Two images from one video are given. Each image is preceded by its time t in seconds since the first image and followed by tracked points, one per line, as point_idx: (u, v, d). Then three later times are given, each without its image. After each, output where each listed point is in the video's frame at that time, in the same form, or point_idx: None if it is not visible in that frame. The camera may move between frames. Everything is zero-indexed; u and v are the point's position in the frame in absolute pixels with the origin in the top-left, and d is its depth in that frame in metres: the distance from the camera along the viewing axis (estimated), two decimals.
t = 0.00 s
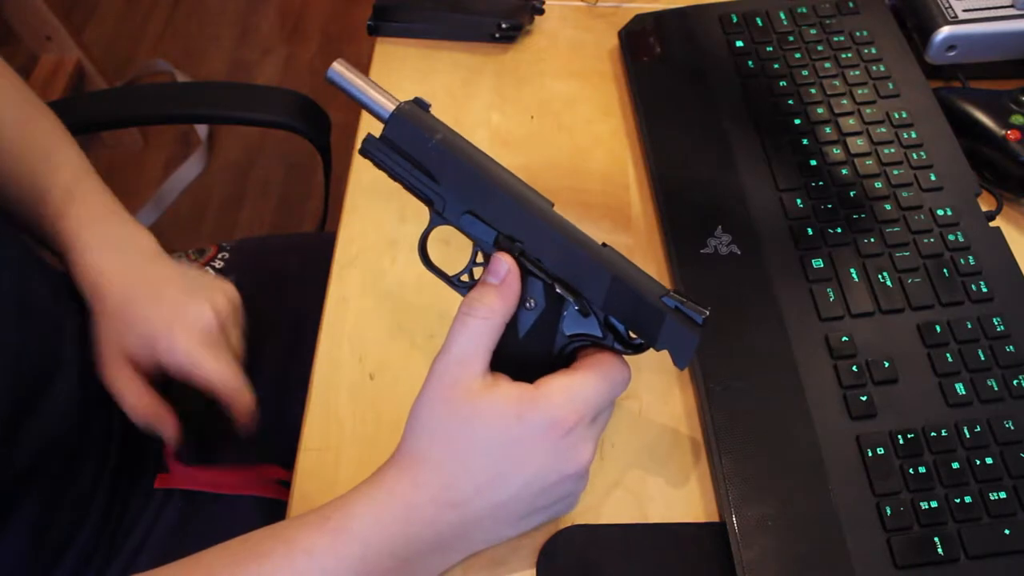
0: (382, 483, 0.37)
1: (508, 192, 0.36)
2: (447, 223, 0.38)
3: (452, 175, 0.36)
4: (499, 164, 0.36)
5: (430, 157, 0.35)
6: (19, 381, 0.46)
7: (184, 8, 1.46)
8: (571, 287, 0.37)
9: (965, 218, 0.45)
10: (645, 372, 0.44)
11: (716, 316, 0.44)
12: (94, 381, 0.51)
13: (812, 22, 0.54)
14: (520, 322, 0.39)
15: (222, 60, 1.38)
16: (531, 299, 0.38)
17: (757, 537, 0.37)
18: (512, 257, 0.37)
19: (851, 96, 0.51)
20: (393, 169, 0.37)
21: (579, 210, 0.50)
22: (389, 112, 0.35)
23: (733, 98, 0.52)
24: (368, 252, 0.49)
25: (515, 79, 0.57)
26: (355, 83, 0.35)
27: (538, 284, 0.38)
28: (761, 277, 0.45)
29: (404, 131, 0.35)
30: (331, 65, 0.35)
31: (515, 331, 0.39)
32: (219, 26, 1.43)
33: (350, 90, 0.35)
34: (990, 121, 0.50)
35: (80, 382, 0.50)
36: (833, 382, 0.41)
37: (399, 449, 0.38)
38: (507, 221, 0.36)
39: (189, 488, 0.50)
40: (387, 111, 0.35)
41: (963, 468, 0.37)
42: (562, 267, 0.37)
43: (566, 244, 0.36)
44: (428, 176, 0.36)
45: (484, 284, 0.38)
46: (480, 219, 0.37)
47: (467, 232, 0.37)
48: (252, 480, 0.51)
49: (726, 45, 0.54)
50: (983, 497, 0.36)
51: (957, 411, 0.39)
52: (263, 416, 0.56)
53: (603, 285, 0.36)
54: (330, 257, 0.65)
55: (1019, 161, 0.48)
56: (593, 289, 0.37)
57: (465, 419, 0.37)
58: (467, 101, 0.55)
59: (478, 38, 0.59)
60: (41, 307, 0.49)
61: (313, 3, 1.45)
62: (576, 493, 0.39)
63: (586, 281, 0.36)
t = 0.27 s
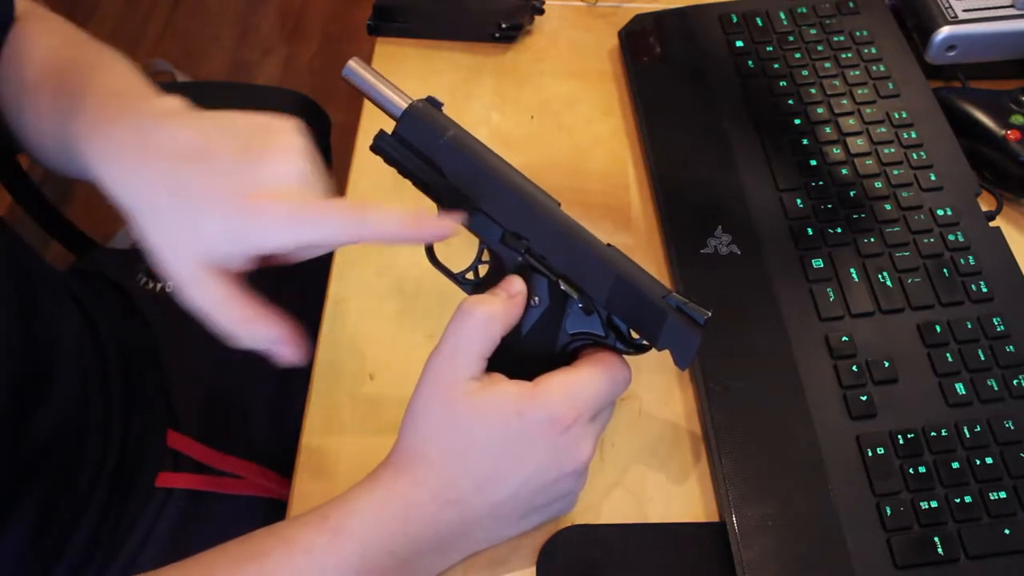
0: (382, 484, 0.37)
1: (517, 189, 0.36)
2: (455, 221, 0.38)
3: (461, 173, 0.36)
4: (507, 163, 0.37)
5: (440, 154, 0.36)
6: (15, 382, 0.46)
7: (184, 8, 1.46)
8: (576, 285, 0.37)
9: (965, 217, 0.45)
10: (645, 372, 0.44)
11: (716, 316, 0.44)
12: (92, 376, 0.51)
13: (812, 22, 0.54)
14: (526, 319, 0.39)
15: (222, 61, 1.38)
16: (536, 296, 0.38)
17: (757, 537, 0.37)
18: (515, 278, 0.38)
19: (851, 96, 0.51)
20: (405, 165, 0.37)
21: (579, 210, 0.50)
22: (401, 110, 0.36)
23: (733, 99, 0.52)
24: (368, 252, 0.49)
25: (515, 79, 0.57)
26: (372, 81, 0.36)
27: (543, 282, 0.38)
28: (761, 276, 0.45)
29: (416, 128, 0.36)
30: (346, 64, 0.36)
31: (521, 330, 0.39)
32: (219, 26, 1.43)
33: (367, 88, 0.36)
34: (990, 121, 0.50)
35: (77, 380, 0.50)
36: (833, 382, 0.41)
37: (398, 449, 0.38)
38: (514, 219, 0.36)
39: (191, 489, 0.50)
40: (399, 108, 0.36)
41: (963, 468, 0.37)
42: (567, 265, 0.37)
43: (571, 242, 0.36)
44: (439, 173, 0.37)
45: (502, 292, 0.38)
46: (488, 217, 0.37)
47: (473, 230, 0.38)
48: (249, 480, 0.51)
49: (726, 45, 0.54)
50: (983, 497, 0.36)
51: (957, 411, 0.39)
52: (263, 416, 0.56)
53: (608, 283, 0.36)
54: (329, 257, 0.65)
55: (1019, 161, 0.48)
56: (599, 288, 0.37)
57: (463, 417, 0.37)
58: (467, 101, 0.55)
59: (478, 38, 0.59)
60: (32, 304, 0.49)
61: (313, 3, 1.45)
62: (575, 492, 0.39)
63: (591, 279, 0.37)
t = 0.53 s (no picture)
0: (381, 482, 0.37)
1: (511, 189, 0.36)
2: (451, 221, 0.38)
3: (455, 173, 0.36)
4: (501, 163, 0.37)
5: (434, 156, 0.36)
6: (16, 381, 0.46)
7: (184, 8, 1.46)
8: (572, 283, 0.37)
9: (965, 217, 0.45)
10: (645, 372, 0.44)
11: (716, 316, 0.44)
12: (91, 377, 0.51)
13: (812, 22, 0.54)
14: (523, 318, 0.39)
15: (222, 61, 1.38)
16: (532, 296, 0.38)
17: (757, 537, 0.37)
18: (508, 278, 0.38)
19: (850, 95, 0.51)
20: (400, 168, 0.37)
21: (579, 210, 0.50)
22: (395, 112, 0.37)
23: (734, 99, 0.52)
24: (368, 252, 0.49)
25: (515, 79, 0.57)
26: (364, 84, 0.37)
27: (539, 281, 0.38)
28: (761, 276, 0.45)
29: (410, 130, 0.36)
30: (340, 67, 0.37)
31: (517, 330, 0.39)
32: (219, 26, 1.43)
33: (360, 91, 0.37)
34: (990, 121, 0.50)
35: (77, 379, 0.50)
36: (833, 381, 0.41)
37: (396, 448, 0.38)
38: (509, 217, 0.37)
39: (190, 491, 0.50)
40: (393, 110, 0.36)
41: (964, 468, 0.37)
42: (562, 263, 0.37)
43: (566, 239, 0.36)
44: (433, 174, 0.37)
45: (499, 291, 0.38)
46: (483, 216, 0.37)
47: (469, 229, 0.38)
48: (251, 484, 0.51)
49: (726, 45, 0.54)
50: (983, 497, 0.36)
51: (957, 411, 0.39)
52: (263, 417, 0.56)
53: (603, 280, 0.36)
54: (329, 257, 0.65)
55: (1019, 161, 0.48)
56: (594, 285, 0.37)
57: (462, 417, 0.37)
58: (467, 101, 0.55)
59: (478, 38, 0.59)
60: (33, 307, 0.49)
61: (313, 3, 1.45)
62: (575, 491, 0.39)
63: (586, 276, 0.37)
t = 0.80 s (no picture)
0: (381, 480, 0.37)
1: (525, 192, 0.37)
2: (464, 222, 0.38)
3: (471, 175, 0.37)
4: (516, 166, 0.38)
5: (451, 156, 0.37)
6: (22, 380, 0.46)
7: (184, 8, 1.46)
8: (583, 288, 0.38)
9: (965, 217, 0.45)
10: (645, 372, 0.44)
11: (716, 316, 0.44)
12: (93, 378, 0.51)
13: (812, 22, 0.54)
14: (531, 322, 0.39)
15: (222, 60, 1.38)
16: (542, 300, 0.39)
17: (757, 537, 0.37)
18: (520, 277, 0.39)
19: (851, 96, 0.51)
20: (418, 168, 0.38)
21: (579, 209, 0.50)
22: (413, 111, 0.37)
23: (733, 99, 0.52)
24: (368, 252, 0.49)
25: (515, 79, 0.57)
26: (384, 81, 0.37)
27: (550, 284, 0.38)
28: (761, 276, 0.45)
29: (429, 130, 0.36)
30: (360, 63, 0.37)
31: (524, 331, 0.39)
32: (219, 26, 1.43)
33: (380, 88, 0.37)
34: (990, 121, 0.50)
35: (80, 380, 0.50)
36: (832, 381, 0.41)
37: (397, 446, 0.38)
38: (522, 221, 0.37)
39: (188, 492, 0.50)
40: (410, 108, 0.37)
41: (963, 468, 0.37)
42: (573, 268, 0.37)
43: (579, 245, 0.37)
44: (449, 175, 0.37)
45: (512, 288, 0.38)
46: (496, 219, 0.38)
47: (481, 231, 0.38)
48: (252, 483, 0.51)
49: (726, 45, 0.54)
50: (983, 497, 0.36)
51: (957, 410, 0.39)
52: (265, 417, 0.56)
53: (616, 287, 0.37)
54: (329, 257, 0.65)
55: (1019, 161, 0.48)
56: (605, 291, 0.37)
57: (470, 417, 0.36)
58: (467, 101, 0.55)
59: (478, 38, 0.59)
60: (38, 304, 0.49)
61: (313, 3, 1.45)
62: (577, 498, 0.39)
63: (598, 282, 0.37)
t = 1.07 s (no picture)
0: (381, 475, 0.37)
1: (524, 193, 0.36)
2: (464, 223, 0.38)
3: (471, 176, 0.36)
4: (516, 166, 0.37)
5: (450, 156, 0.36)
6: (23, 381, 0.46)
7: (184, 7, 1.46)
8: (584, 289, 0.37)
9: (965, 217, 0.45)
10: (645, 372, 0.44)
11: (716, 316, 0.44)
12: (95, 378, 0.51)
13: (812, 22, 0.54)
14: (534, 324, 0.39)
15: (222, 60, 1.38)
16: (544, 303, 0.38)
17: (757, 537, 0.37)
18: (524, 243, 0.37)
19: (851, 96, 0.51)
20: (416, 169, 0.38)
21: (579, 209, 0.50)
22: (411, 110, 0.36)
23: (733, 99, 0.52)
24: (368, 252, 0.49)
25: (515, 79, 0.57)
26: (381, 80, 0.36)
27: (552, 287, 0.38)
28: (761, 276, 0.45)
29: (425, 131, 0.36)
30: (356, 62, 0.36)
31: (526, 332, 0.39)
32: (219, 26, 1.43)
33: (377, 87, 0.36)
34: (990, 121, 0.50)
35: (82, 380, 0.50)
36: (833, 381, 0.41)
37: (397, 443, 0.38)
38: (522, 222, 0.37)
39: (191, 488, 0.51)
40: (409, 108, 0.36)
41: (963, 468, 0.37)
42: (575, 269, 0.37)
43: (582, 247, 0.36)
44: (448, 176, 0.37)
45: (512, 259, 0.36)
46: (496, 220, 0.37)
47: (483, 232, 0.38)
48: (253, 482, 0.53)
49: (726, 45, 0.54)
50: (983, 497, 0.36)
51: (957, 410, 0.39)
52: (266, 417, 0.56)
53: (618, 289, 0.36)
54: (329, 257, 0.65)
55: (1019, 161, 0.48)
56: (608, 293, 0.37)
57: (478, 408, 0.37)
58: (467, 101, 0.55)
59: (478, 38, 0.59)
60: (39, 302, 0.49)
61: (313, 3, 1.45)
62: (577, 501, 0.38)
63: (600, 284, 0.37)
